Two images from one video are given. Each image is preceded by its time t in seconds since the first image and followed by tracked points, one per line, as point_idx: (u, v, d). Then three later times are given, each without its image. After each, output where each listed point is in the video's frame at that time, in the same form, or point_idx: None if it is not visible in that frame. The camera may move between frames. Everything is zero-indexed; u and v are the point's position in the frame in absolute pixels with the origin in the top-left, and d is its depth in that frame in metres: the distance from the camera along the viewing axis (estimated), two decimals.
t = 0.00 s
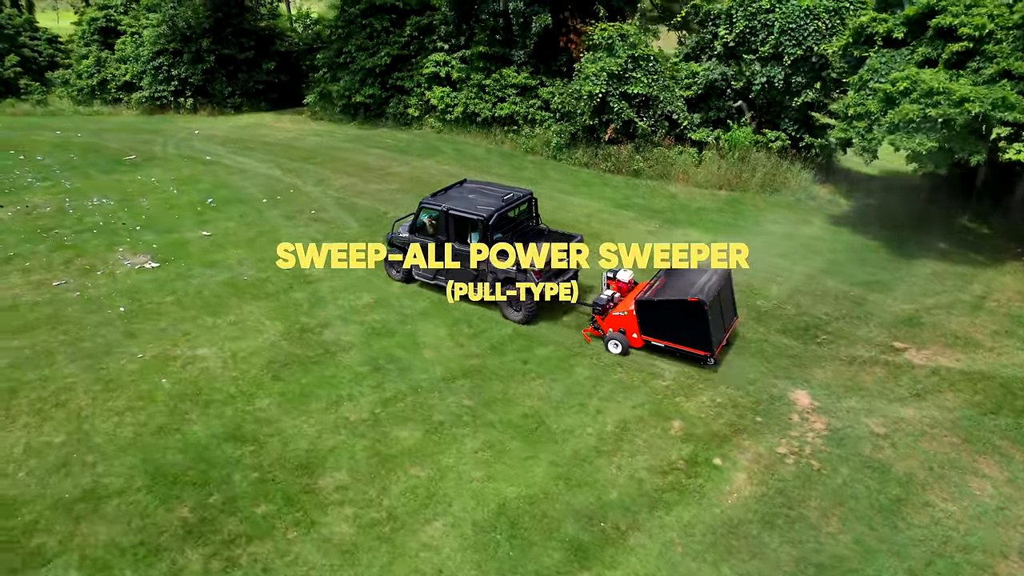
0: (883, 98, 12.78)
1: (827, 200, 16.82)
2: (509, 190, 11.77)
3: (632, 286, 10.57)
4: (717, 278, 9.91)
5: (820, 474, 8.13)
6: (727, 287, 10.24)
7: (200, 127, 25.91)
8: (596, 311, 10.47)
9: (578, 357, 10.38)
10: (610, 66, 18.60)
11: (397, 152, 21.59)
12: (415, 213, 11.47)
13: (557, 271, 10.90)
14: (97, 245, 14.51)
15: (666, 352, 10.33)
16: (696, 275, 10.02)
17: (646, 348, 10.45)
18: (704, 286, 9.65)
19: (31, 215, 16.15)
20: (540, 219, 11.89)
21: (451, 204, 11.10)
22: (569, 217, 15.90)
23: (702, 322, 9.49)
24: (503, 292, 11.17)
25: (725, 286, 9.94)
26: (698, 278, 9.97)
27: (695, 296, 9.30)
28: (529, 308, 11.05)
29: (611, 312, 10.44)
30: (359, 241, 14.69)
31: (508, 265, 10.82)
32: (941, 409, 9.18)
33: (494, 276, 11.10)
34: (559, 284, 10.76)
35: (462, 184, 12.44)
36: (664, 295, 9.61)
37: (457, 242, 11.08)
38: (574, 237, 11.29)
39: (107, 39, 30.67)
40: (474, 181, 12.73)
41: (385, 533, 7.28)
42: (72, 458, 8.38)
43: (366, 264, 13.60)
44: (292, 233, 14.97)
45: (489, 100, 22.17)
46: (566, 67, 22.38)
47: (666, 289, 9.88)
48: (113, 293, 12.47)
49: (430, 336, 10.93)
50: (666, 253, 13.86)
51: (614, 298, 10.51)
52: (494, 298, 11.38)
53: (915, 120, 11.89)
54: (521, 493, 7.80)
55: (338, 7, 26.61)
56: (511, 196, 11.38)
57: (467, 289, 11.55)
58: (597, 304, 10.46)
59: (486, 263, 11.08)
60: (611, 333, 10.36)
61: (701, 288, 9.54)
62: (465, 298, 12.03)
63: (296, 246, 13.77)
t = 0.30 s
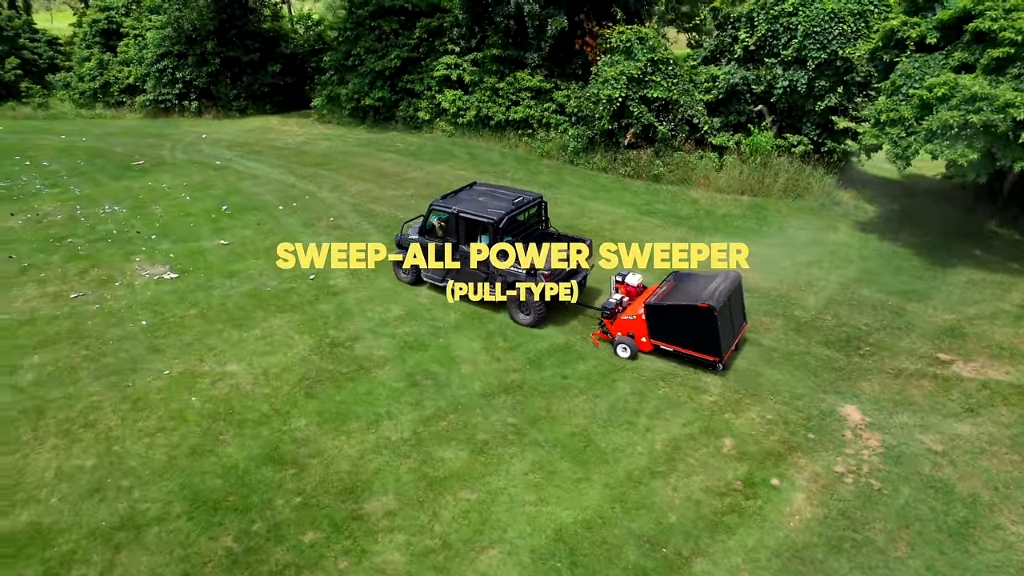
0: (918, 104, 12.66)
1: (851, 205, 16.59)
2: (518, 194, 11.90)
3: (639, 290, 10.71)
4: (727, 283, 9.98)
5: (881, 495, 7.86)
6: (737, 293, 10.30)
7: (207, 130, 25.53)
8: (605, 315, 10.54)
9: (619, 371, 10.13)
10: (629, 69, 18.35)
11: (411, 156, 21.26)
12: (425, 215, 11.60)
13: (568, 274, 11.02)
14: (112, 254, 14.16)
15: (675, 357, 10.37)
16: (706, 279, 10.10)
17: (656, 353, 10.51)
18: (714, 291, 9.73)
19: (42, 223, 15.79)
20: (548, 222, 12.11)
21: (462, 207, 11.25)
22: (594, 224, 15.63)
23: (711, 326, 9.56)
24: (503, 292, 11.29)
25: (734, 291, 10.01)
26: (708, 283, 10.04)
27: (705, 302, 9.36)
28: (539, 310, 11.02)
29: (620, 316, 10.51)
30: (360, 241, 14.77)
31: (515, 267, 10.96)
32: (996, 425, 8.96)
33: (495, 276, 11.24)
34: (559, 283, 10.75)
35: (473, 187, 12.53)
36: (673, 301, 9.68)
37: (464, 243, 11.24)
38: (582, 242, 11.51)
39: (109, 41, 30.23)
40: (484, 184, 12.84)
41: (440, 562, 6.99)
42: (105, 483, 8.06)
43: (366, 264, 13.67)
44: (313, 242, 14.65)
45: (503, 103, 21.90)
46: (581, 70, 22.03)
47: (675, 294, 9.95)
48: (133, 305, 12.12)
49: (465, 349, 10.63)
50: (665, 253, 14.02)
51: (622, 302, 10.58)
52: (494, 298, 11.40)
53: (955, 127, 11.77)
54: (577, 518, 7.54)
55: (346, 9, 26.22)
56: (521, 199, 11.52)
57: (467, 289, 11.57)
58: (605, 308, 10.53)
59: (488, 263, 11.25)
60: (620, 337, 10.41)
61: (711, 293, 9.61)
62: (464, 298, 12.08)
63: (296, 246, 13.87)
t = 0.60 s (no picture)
0: (953, 109, 12.49)
1: (876, 211, 16.34)
2: (526, 197, 11.90)
3: (648, 294, 10.82)
4: (735, 287, 9.90)
5: (947, 517, 7.58)
6: (746, 296, 10.23)
7: (213, 134, 25.12)
8: (613, 320, 10.52)
9: (661, 386, 9.86)
10: (649, 73, 18.07)
11: (424, 161, 20.94)
12: (432, 218, 11.57)
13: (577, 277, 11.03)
14: (127, 264, 13.79)
15: (684, 362, 10.31)
16: (714, 284, 10.03)
17: (664, 357, 10.47)
18: (722, 296, 9.66)
19: (52, 232, 15.42)
20: (555, 226, 12.12)
21: (469, 210, 11.21)
22: (618, 231, 15.35)
23: (720, 332, 9.50)
24: (503, 292, 11.29)
25: (743, 296, 9.93)
26: (716, 287, 9.98)
27: (712, 307, 9.29)
28: (549, 315, 11.02)
29: (628, 320, 10.48)
30: (360, 241, 14.87)
31: (522, 270, 10.86)
32: None
33: (496, 277, 11.26)
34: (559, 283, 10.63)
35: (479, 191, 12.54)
36: (681, 306, 9.61)
37: (469, 246, 11.22)
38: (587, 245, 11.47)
39: (110, 43, 29.80)
40: (490, 187, 12.83)
41: None
42: (139, 509, 7.72)
43: (366, 264, 13.77)
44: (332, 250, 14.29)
45: (517, 107, 21.61)
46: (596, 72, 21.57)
47: (683, 299, 9.88)
48: (153, 318, 11.77)
49: (500, 364, 10.34)
50: (666, 253, 14.07)
51: (631, 307, 10.57)
52: (494, 299, 11.46)
53: (995, 132, 11.67)
54: (635, 544, 7.28)
55: (354, 10, 25.83)
56: (528, 203, 11.52)
57: (467, 289, 11.72)
58: (614, 312, 10.49)
59: (489, 263, 11.25)
60: (629, 342, 10.35)
61: (719, 298, 9.55)
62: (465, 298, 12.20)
63: (296, 247, 14.01)
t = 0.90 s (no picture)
0: (989, 114, 12.34)
1: (900, 216, 16.06)
2: (534, 200, 11.85)
3: (656, 298, 10.79)
4: (743, 293, 9.92)
5: (1014, 541, 7.33)
6: (753, 302, 10.24)
7: (220, 138, 24.76)
8: (621, 324, 10.52)
9: (703, 402, 9.60)
10: (669, 77, 17.84)
11: (437, 165, 20.63)
12: (440, 220, 11.58)
13: (586, 283, 10.97)
14: (143, 274, 13.44)
15: (692, 367, 10.33)
16: (722, 289, 10.05)
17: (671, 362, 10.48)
18: (730, 301, 9.68)
19: (63, 241, 15.06)
20: (564, 229, 12.04)
21: (477, 214, 11.20)
22: (642, 238, 15.08)
23: (728, 337, 9.51)
24: (503, 292, 11.41)
25: (751, 301, 9.95)
26: (724, 293, 10.00)
27: (720, 312, 9.35)
28: (556, 318, 10.92)
29: (635, 325, 10.47)
30: (360, 241, 14.96)
31: (529, 274, 10.82)
32: None
33: (496, 277, 11.36)
34: (559, 283, 10.50)
35: (488, 194, 12.52)
36: (689, 311, 9.66)
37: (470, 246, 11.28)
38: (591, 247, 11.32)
39: (112, 45, 29.40)
40: (498, 189, 12.80)
41: None
42: (174, 537, 7.41)
43: (366, 264, 13.83)
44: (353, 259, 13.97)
45: (530, 110, 21.35)
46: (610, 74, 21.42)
47: (691, 304, 9.93)
48: (173, 331, 11.42)
49: (536, 379, 10.06)
50: (665, 253, 14.15)
51: (639, 311, 10.63)
52: (494, 299, 11.60)
53: None
54: (694, 572, 7.01)
55: (362, 11, 25.46)
56: (537, 206, 11.47)
57: (467, 290, 11.82)
58: (622, 316, 10.53)
59: (490, 263, 11.32)
60: (636, 346, 10.35)
61: (726, 303, 9.57)
62: (465, 298, 12.32)
63: (296, 247, 14.14)
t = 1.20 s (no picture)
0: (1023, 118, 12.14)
1: (924, 222, 15.84)
2: (540, 204, 11.80)
3: (662, 302, 10.78)
4: (750, 297, 9.87)
5: None
6: (761, 306, 10.18)
7: (227, 142, 24.39)
8: (627, 327, 10.46)
9: (746, 418, 9.35)
10: (688, 81, 17.60)
11: (450, 170, 20.32)
12: (447, 223, 11.55)
13: (589, 287, 11.06)
14: (158, 285, 13.11)
15: (699, 371, 10.26)
16: (729, 293, 10.00)
17: (679, 365, 10.41)
18: (737, 305, 9.62)
19: (74, 250, 14.73)
20: (570, 233, 11.99)
21: (484, 217, 11.14)
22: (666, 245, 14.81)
23: (735, 341, 9.46)
24: (503, 292, 11.47)
25: (758, 305, 9.89)
26: (731, 297, 9.94)
27: (728, 316, 9.28)
28: (561, 323, 10.91)
29: (642, 328, 10.44)
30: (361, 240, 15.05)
31: (534, 276, 10.89)
32: None
33: (496, 277, 11.40)
34: (559, 283, 10.62)
35: (493, 196, 12.45)
36: (696, 314, 9.60)
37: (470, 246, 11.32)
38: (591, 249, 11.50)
39: (114, 47, 29.04)
40: (503, 193, 12.76)
41: None
42: (210, 566, 7.11)
43: (366, 264, 13.94)
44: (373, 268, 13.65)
45: (543, 113, 21.05)
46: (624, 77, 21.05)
47: (698, 307, 9.87)
48: (194, 344, 11.08)
49: (572, 394, 9.80)
50: (666, 253, 14.29)
51: (646, 315, 10.52)
52: (494, 299, 11.65)
53: None
54: None
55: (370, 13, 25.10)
56: (543, 210, 11.41)
57: (467, 290, 11.84)
58: (628, 320, 10.43)
59: (490, 263, 11.35)
60: (643, 349, 10.34)
61: (734, 307, 9.51)
62: (465, 299, 12.36)
63: (296, 247, 14.28)
